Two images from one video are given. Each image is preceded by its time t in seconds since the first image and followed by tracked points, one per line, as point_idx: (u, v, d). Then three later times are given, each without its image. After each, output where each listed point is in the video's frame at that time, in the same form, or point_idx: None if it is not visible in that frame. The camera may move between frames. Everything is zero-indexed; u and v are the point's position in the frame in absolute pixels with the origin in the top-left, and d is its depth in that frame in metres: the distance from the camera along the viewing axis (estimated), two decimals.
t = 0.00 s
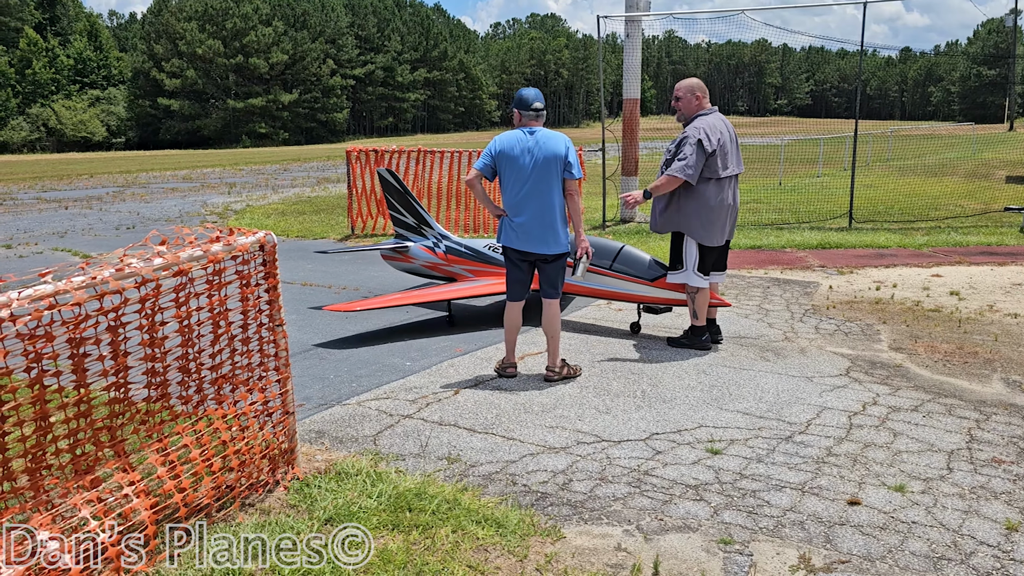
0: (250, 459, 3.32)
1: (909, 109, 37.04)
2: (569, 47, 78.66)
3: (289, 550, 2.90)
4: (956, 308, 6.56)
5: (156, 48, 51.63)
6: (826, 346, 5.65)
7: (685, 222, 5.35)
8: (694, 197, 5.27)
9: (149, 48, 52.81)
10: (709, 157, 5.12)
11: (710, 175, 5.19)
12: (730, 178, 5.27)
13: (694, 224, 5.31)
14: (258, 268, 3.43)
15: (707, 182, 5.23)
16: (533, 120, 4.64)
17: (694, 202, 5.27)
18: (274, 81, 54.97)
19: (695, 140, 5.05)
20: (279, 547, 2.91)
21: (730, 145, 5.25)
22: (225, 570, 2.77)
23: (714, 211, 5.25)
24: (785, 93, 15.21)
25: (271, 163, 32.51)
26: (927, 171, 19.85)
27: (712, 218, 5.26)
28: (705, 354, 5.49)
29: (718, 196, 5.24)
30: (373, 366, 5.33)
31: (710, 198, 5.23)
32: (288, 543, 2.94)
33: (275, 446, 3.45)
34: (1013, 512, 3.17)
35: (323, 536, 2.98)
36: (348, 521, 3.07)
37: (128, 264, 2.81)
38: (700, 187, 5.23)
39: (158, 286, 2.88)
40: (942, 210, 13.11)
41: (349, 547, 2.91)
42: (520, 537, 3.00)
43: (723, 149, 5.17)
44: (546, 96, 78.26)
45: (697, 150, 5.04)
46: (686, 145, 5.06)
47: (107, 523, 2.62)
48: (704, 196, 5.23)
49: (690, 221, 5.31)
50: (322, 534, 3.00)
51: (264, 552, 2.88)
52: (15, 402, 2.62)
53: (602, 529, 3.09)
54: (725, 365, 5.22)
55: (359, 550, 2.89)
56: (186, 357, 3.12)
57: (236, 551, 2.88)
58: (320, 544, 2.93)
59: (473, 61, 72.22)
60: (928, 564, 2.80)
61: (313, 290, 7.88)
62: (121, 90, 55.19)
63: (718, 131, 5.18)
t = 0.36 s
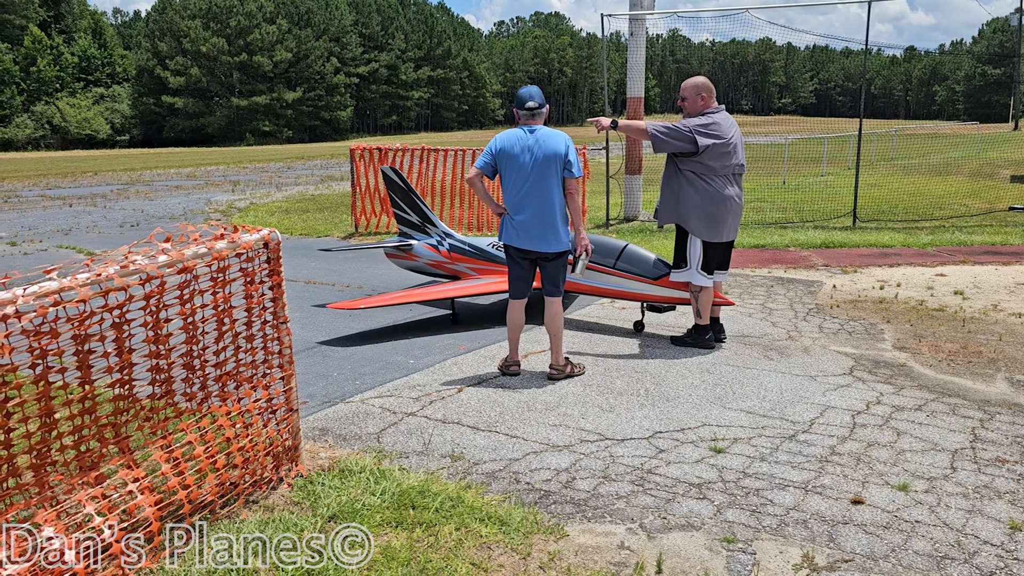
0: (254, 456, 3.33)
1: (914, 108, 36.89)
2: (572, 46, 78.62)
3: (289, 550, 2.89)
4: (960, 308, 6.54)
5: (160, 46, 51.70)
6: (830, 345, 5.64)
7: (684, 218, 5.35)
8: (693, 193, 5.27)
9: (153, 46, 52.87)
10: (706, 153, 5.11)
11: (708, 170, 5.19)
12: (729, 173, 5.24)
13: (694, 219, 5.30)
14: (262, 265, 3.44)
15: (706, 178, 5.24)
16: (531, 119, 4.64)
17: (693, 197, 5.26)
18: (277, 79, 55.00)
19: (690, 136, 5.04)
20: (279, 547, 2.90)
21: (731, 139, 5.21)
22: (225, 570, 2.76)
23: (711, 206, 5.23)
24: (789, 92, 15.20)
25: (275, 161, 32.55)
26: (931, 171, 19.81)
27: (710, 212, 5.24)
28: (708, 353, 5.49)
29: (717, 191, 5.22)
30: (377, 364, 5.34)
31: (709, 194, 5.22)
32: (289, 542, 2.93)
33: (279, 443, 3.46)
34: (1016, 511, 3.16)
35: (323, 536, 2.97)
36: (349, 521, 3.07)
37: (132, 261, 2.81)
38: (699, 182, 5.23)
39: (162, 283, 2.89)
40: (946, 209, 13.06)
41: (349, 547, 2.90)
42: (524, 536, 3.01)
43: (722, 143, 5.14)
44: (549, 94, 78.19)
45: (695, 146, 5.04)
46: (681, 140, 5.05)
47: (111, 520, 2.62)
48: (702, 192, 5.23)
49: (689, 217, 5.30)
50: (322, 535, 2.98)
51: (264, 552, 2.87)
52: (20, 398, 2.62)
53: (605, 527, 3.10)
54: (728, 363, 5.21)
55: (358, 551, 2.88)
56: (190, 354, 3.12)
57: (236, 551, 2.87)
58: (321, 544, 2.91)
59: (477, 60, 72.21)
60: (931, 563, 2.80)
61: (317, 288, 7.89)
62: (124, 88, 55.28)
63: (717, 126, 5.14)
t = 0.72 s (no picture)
0: (256, 454, 3.32)
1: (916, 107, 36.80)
2: (574, 44, 78.61)
3: (289, 550, 2.89)
4: (963, 306, 6.53)
5: (162, 44, 51.74)
6: (832, 344, 5.64)
7: (686, 219, 5.35)
8: (694, 193, 5.28)
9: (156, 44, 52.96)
10: (707, 154, 5.11)
11: (710, 171, 5.19)
12: (733, 173, 5.23)
13: (696, 220, 5.31)
14: (265, 263, 3.44)
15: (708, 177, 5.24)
16: (529, 117, 4.65)
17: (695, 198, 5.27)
18: (279, 78, 55.08)
19: (690, 136, 5.05)
20: (279, 547, 2.90)
21: (734, 139, 5.19)
22: (225, 570, 2.76)
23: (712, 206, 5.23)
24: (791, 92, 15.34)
25: (277, 160, 32.57)
26: (933, 169, 19.80)
27: (712, 213, 5.24)
28: (710, 352, 5.49)
29: (719, 192, 5.22)
30: (378, 362, 5.35)
31: (711, 195, 5.22)
32: (289, 542, 2.93)
33: (281, 442, 3.46)
34: (1019, 510, 3.16)
35: (323, 536, 2.96)
36: (349, 522, 3.05)
37: (135, 259, 2.81)
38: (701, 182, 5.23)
39: (165, 281, 2.88)
40: (948, 208, 13.04)
41: (349, 547, 2.89)
42: (525, 534, 3.01)
43: (724, 143, 5.13)
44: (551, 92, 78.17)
45: (695, 146, 5.05)
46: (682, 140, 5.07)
47: (112, 517, 2.62)
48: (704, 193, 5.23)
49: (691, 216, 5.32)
50: (321, 534, 2.97)
51: (264, 552, 2.87)
52: (24, 394, 2.63)
53: (607, 526, 3.10)
54: (730, 362, 5.21)
55: (358, 551, 2.87)
56: (192, 352, 3.13)
57: (235, 552, 2.86)
58: (320, 544, 2.91)
59: (479, 58, 72.22)
60: (933, 562, 2.80)
61: (318, 286, 7.89)
62: (127, 86, 55.33)
63: (719, 126, 5.14)
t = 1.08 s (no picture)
0: (256, 453, 3.32)
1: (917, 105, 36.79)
2: (574, 44, 78.61)
3: (289, 550, 2.89)
4: (962, 305, 6.53)
5: (162, 43, 51.75)
6: (831, 343, 5.63)
7: (692, 219, 5.34)
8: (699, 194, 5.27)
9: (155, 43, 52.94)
10: (712, 154, 5.11)
11: (715, 171, 5.18)
12: (737, 172, 5.26)
13: (702, 221, 5.30)
14: (264, 263, 3.44)
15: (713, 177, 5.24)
16: (530, 115, 4.64)
17: (701, 199, 5.26)
18: (279, 77, 55.09)
19: (697, 137, 5.05)
20: (279, 547, 2.89)
21: (737, 139, 5.24)
22: (224, 570, 2.76)
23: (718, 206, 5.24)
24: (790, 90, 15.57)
25: (277, 159, 32.61)
26: (933, 168, 19.79)
27: (718, 213, 5.25)
28: (709, 350, 5.49)
29: (725, 192, 5.23)
30: (378, 361, 5.35)
31: (717, 195, 5.22)
32: (288, 542, 2.93)
33: (281, 440, 3.46)
34: (1019, 509, 3.16)
35: (323, 535, 2.96)
36: (349, 521, 3.05)
37: (134, 258, 2.81)
38: (707, 183, 5.23)
39: (165, 280, 2.88)
40: (948, 207, 13.03)
41: (349, 547, 2.89)
42: (525, 532, 3.01)
43: (728, 143, 5.16)
44: (551, 91, 78.14)
45: (703, 146, 5.04)
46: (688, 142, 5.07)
47: (111, 517, 2.62)
48: (711, 193, 5.23)
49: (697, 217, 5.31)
50: (321, 534, 2.97)
51: (264, 552, 2.87)
52: (24, 395, 2.63)
53: (607, 525, 3.10)
54: (729, 361, 5.21)
55: (358, 550, 2.87)
56: (192, 351, 3.12)
57: (235, 552, 2.86)
58: (320, 544, 2.90)
59: (479, 57, 72.18)
60: (933, 561, 2.80)
61: (319, 285, 7.89)
62: (126, 85, 55.32)
63: (722, 126, 5.16)
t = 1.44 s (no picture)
0: (255, 453, 3.32)
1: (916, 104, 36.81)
2: (573, 43, 78.60)
3: (289, 550, 2.89)
4: (961, 305, 6.54)
5: (160, 42, 51.67)
6: (830, 342, 5.63)
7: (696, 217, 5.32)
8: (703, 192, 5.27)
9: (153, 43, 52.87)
10: (717, 151, 5.11)
11: (719, 169, 5.18)
12: (737, 170, 5.30)
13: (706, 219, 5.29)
14: (262, 263, 3.43)
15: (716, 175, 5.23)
16: (525, 116, 4.62)
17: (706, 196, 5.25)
18: (277, 77, 55.05)
19: (704, 133, 5.02)
20: (279, 548, 2.89)
21: (736, 136, 5.28)
22: (224, 570, 2.75)
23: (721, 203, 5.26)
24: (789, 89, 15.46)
25: (276, 158, 32.58)
26: (931, 167, 19.80)
27: (722, 211, 5.27)
28: (708, 350, 5.49)
29: (728, 189, 5.26)
30: (377, 361, 5.35)
31: (722, 192, 5.23)
32: (288, 542, 2.93)
33: (280, 440, 3.46)
34: (1017, 508, 3.16)
35: (323, 536, 2.96)
36: (348, 521, 3.05)
37: (132, 258, 2.81)
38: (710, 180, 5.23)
39: (163, 280, 2.88)
40: (946, 206, 13.04)
41: (349, 547, 2.89)
42: (524, 532, 3.01)
43: (729, 140, 5.19)
44: (550, 91, 78.13)
45: (709, 144, 5.03)
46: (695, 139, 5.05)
47: (110, 518, 2.62)
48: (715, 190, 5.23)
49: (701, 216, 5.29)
50: (321, 534, 2.97)
51: (264, 553, 2.86)
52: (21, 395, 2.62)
53: (606, 524, 3.10)
54: (728, 360, 5.21)
55: (358, 551, 2.87)
56: (190, 351, 3.12)
57: (235, 552, 2.85)
58: (320, 544, 2.90)
59: (477, 56, 72.15)
60: (931, 560, 2.80)
61: (317, 285, 7.89)
62: (124, 85, 55.27)
63: (723, 124, 5.19)
